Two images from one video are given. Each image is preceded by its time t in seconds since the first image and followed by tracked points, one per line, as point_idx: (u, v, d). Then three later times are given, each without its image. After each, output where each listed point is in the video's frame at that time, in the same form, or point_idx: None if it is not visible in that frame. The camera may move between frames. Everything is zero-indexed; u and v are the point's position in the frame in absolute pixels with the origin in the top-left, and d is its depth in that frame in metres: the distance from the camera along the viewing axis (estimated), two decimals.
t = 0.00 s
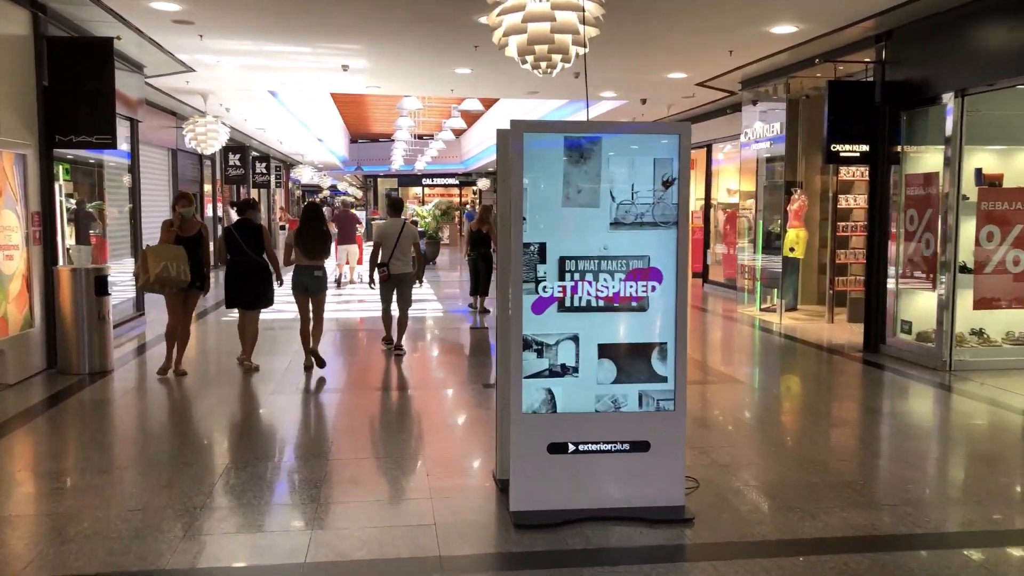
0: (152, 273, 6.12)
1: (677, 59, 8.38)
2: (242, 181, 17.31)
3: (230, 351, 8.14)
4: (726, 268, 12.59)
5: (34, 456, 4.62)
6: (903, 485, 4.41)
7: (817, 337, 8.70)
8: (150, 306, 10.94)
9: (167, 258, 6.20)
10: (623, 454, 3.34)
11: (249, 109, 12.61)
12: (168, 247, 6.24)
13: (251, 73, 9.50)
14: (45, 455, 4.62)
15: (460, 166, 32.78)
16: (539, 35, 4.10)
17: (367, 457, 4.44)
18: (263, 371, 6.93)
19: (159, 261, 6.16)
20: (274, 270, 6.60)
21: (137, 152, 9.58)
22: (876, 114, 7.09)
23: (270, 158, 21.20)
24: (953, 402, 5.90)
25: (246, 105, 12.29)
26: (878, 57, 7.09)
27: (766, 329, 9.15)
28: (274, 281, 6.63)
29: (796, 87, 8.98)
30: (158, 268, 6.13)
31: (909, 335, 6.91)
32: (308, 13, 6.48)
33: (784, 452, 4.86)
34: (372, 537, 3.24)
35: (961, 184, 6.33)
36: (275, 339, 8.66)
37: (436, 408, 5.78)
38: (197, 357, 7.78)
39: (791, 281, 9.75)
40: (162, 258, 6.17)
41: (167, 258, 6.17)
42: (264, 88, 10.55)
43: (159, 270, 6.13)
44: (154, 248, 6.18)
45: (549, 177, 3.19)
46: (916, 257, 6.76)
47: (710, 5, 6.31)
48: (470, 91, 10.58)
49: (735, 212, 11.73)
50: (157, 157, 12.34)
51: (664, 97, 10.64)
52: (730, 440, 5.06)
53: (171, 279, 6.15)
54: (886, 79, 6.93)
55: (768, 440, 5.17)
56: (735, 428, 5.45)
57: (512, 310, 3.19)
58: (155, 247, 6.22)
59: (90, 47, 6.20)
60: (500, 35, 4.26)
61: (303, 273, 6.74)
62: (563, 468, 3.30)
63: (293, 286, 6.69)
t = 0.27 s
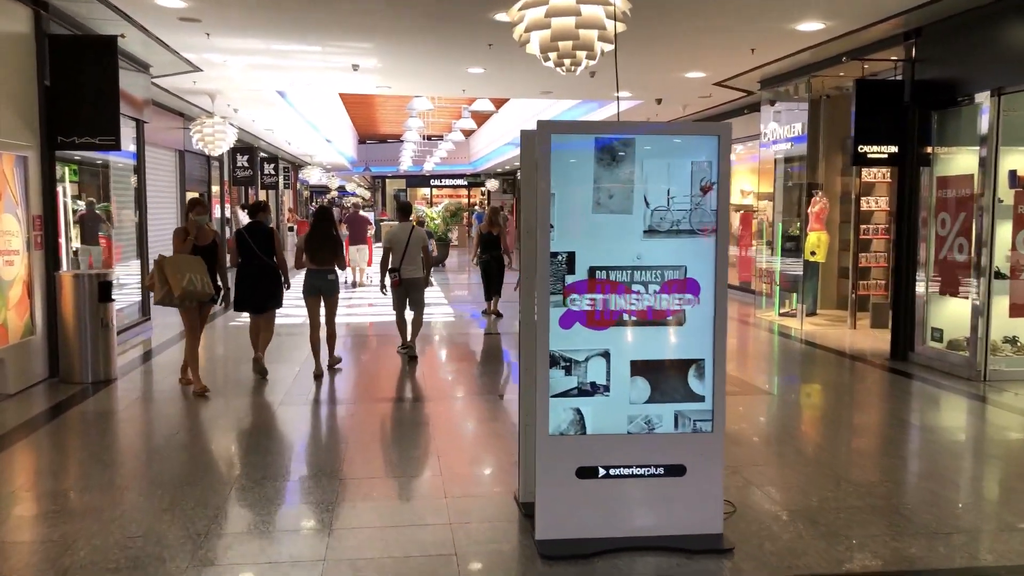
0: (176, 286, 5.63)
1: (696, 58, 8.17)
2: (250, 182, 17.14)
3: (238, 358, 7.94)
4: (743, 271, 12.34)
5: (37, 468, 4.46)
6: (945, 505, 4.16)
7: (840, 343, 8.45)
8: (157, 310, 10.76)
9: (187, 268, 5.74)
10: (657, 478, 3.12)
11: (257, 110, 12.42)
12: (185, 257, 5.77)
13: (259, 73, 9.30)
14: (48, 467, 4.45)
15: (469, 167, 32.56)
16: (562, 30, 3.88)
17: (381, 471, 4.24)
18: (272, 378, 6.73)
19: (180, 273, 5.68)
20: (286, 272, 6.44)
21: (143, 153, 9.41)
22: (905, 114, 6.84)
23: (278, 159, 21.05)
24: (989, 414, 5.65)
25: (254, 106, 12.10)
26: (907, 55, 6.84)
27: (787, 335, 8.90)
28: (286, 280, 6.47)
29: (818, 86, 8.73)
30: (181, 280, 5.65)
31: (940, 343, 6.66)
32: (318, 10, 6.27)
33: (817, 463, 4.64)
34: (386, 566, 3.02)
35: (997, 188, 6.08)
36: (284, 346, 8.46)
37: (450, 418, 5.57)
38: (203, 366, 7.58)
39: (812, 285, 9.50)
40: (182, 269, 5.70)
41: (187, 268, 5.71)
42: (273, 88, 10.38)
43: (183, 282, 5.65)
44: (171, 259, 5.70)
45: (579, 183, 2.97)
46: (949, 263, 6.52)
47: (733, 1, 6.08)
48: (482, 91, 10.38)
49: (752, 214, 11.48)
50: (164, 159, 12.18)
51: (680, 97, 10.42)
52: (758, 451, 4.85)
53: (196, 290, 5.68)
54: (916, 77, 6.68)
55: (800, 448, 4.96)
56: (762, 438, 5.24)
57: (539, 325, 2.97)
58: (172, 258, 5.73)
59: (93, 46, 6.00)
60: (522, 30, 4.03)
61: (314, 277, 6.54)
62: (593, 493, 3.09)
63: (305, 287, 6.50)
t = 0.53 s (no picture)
0: (201, 289, 5.27)
1: (714, 49, 7.91)
2: (255, 180, 16.92)
3: (242, 361, 7.71)
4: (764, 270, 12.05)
5: (30, 471, 4.24)
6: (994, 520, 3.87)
7: (863, 345, 8.16)
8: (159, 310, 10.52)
9: (209, 268, 5.37)
10: (696, 497, 2.85)
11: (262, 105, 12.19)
12: (205, 255, 5.40)
13: (264, 66, 9.06)
14: (42, 470, 4.23)
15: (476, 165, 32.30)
16: (586, 11, 3.62)
17: (391, 482, 3.98)
18: (276, 381, 6.47)
19: (204, 275, 5.31)
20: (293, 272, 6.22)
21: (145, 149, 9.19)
22: (936, 106, 6.57)
23: (284, 157, 20.84)
24: None
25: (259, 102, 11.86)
26: (938, 45, 6.56)
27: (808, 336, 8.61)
28: (294, 278, 6.26)
29: (840, 79, 8.45)
30: (207, 282, 5.30)
31: (973, 347, 6.37)
32: None
33: (855, 472, 4.36)
34: None
35: None
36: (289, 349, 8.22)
37: (461, 420, 5.32)
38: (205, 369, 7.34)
39: (832, 285, 9.21)
40: (205, 270, 5.33)
41: (211, 268, 5.35)
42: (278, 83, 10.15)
43: (209, 284, 5.31)
44: (193, 259, 5.33)
45: (610, 172, 2.71)
46: (983, 263, 6.23)
47: None
48: (493, 85, 10.13)
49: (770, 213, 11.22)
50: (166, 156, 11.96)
51: (695, 91, 10.15)
52: (788, 455, 4.58)
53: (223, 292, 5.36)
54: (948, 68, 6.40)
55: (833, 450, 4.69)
56: (792, 441, 4.97)
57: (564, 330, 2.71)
58: (192, 258, 5.35)
59: (90, 35, 5.76)
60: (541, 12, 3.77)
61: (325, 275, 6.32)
62: (625, 514, 2.81)
63: (316, 286, 6.28)
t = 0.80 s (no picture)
0: (243, 303, 4.84)
1: (733, 46, 7.70)
2: (262, 181, 16.75)
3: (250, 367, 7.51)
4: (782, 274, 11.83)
5: (28, 484, 4.05)
6: None
7: (886, 351, 7.93)
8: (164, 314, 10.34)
9: (248, 280, 4.93)
10: (739, 527, 2.62)
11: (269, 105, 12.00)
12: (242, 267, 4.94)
13: (271, 65, 8.87)
14: (40, 484, 4.04)
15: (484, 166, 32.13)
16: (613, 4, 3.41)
17: (406, 498, 3.77)
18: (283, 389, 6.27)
19: (243, 288, 4.86)
20: (311, 277, 6.01)
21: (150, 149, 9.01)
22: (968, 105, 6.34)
23: (291, 158, 20.68)
24: None
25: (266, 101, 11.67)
26: (970, 42, 6.33)
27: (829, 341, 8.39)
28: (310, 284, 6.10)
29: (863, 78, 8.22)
30: (248, 295, 4.85)
31: (1008, 355, 6.14)
32: None
33: (893, 489, 4.14)
34: None
35: None
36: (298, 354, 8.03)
37: (477, 429, 5.11)
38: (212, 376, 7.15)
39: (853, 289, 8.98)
40: (245, 283, 4.88)
41: (250, 280, 4.90)
42: (285, 83, 9.97)
43: (251, 297, 4.87)
44: (230, 271, 4.89)
45: (647, 175, 2.49)
46: (1018, 268, 5.99)
47: None
48: (505, 85, 9.94)
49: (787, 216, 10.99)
50: (172, 157, 11.78)
51: (711, 90, 9.93)
52: (821, 467, 4.37)
53: (267, 304, 4.92)
54: (980, 65, 6.17)
55: (870, 461, 4.46)
56: (823, 451, 4.75)
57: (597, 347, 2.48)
58: (229, 270, 4.91)
59: (92, 32, 5.57)
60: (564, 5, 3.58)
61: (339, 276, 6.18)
62: (664, 546, 2.59)
63: (327, 287, 6.25)
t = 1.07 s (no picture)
0: (285, 300, 4.52)
1: (754, 39, 7.47)
2: (270, 180, 16.57)
3: (258, 371, 7.32)
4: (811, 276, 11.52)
5: (25, 494, 3.84)
6: None
7: (913, 353, 7.68)
8: (169, 316, 10.15)
9: (288, 275, 4.61)
10: (796, 553, 2.39)
11: (276, 103, 11.80)
12: (279, 262, 4.62)
13: (279, 61, 8.67)
14: (38, 494, 3.83)
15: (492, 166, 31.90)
16: None
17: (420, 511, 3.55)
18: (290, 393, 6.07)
19: (284, 284, 4.54)
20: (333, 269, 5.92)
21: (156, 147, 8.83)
22: (1004, 98, 6.09)
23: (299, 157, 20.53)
24: None
25: (273, 99, 11.47)
26: (1006, 32, 6.08)
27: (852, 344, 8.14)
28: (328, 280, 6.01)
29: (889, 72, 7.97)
30: (290, 291, 4.53)
31: None
32: None
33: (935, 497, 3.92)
34: None
35: None
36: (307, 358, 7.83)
37: (492, 435, 4.89)
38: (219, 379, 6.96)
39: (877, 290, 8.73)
40: (286, 278, 4.56)
41: (291, 275, 4.58)
42: (293, 79, 9.78)
43: (294, 292, 4.55)
44: (269, 268, 4.57)
45: (692, 169, 2.26)
46: None
47: None
48: (518, 81, 9.72)
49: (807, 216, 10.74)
50: (178, 154, 11.59)
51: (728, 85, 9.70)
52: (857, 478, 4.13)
53: (312, 297, 4.62)
54: (1018, 56, 5.92)
55: (910, 469, 4.22)
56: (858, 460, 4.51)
57: (636, 358, 2.26)
58: (268, 267, 4.59)
59: (94, 24, 5.37)
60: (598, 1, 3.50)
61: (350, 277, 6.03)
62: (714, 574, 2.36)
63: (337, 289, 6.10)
